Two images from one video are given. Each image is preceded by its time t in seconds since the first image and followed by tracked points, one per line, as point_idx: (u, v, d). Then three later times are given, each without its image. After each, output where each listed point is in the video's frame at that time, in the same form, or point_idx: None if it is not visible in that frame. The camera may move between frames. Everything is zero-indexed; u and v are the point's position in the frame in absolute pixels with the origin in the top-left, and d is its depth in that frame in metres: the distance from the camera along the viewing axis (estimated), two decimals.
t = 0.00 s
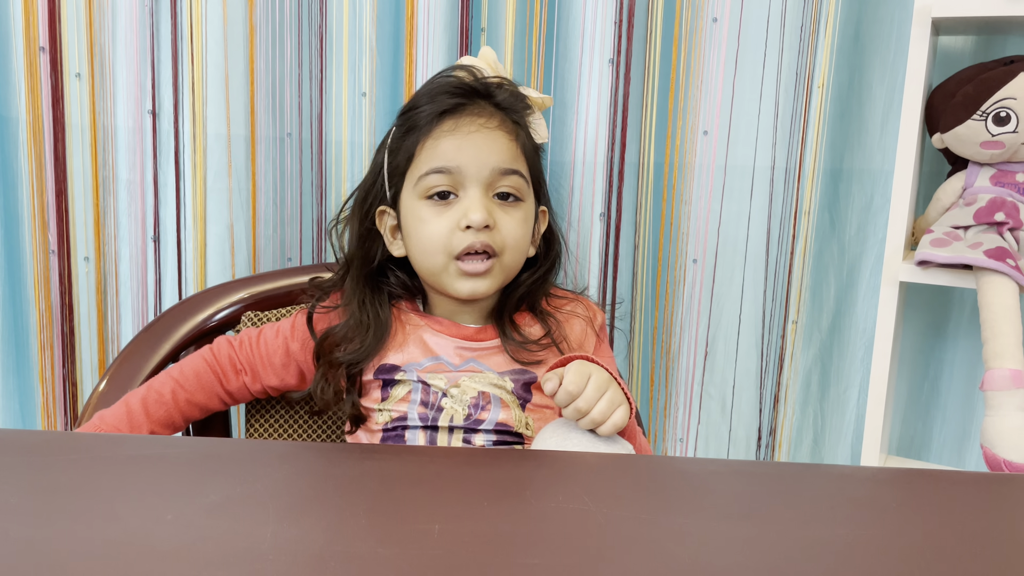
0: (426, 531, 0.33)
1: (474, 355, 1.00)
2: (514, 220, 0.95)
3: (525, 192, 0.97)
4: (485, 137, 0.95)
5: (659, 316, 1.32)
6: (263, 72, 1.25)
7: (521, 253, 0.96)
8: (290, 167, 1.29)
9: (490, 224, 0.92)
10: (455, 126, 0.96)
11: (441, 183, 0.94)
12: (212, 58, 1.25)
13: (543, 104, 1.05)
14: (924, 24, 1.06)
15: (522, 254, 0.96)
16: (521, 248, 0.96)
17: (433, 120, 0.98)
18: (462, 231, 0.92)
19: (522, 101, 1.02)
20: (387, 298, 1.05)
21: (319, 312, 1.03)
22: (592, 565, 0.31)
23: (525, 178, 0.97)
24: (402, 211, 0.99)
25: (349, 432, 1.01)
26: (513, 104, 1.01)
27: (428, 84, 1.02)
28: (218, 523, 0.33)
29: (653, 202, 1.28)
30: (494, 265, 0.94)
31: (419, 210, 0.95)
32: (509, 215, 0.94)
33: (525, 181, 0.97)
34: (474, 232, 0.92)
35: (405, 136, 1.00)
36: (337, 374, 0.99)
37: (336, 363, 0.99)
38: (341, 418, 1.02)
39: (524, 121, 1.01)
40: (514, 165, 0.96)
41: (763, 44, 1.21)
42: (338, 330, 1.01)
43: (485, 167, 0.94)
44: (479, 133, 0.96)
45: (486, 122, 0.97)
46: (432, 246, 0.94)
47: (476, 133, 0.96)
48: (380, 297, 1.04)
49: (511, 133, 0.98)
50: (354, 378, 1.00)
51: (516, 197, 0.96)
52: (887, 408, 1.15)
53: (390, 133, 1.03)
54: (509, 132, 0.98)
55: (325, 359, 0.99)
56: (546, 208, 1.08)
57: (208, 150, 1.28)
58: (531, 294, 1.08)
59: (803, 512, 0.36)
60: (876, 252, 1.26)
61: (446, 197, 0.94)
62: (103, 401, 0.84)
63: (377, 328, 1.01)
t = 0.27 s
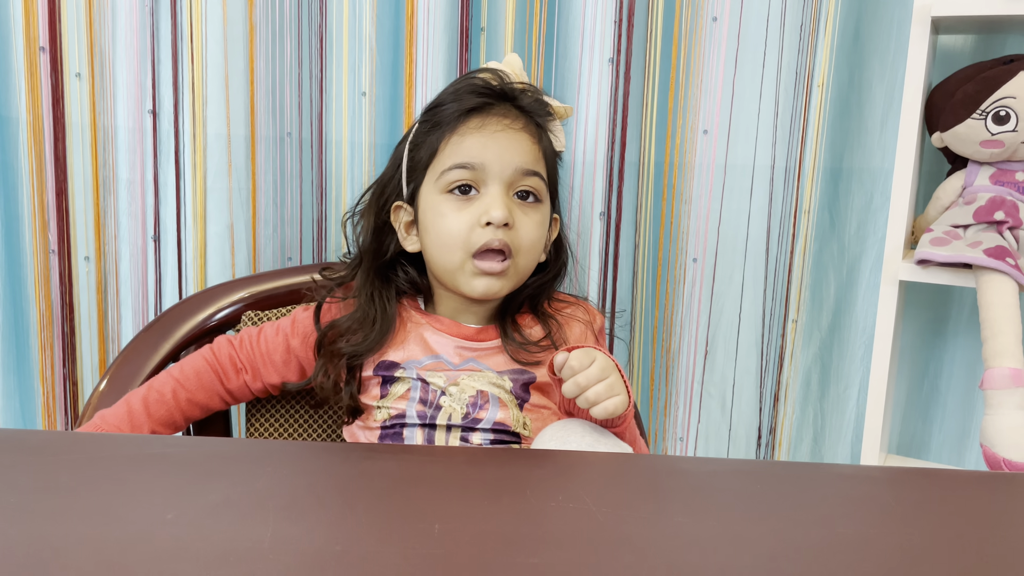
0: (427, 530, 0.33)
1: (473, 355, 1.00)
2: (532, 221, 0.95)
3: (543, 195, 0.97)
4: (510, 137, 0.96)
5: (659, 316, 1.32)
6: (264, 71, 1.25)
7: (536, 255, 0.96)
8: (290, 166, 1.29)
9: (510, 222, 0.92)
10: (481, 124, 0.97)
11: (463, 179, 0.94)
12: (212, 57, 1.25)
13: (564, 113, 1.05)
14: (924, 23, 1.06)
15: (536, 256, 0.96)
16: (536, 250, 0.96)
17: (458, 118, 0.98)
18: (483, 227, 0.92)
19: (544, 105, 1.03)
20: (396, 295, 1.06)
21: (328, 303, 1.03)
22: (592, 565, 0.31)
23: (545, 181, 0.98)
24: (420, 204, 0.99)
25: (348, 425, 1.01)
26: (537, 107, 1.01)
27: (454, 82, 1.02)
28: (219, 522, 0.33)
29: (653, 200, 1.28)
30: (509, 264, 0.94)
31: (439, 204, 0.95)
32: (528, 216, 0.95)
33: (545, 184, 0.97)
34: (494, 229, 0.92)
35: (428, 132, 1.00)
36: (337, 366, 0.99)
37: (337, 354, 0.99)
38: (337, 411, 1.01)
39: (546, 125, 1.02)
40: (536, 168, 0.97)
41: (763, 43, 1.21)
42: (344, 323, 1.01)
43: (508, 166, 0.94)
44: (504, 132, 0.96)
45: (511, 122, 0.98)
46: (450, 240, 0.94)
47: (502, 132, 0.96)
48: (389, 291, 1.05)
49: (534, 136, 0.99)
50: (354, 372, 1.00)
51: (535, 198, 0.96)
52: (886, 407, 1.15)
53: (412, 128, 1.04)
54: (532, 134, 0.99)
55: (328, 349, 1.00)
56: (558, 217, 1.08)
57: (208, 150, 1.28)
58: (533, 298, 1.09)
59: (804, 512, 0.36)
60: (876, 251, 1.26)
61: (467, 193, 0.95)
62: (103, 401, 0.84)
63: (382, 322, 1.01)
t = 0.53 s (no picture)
0: (427, 528, 0.33)
1: (473, 353, 1.00)
2: (534, 217, 0.95)
3: (546, 191, 0.97)
4: (513, 133, 0.96)
5: (660, 315, 1.32)
6: (264, 70, 1.25)
7: (538, 251, 0.96)
8: (290, 165, 1.29)
9: (511, 218, 0.92)
10: (484, 120, 0.97)
11: (464, 174, 0.95)
12: (212, 55, 1.25)
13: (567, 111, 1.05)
14: (925, 20, 1.05)
15: (538, 252, 0.96)
16: (538, 246, 0.95)
17: (460, 113, 0.98)
18: (484, 222, 0.92)
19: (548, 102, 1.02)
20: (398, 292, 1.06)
21: (331, 298, 1.03)
22: (593, 563, 0.31)
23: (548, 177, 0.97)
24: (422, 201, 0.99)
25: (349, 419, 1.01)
26: (541, 105, 1.01)
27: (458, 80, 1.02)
28: (219, 520, 0.33)
29: (654, 198, 1.28)
30: (511, 260, 0.94)
31: (441, 199, 0.95)
32: (530, 212, 0.94)
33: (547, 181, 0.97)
34: (495, 224, 0.92)
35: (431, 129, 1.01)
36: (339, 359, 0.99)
37: (340, 346, 0.99)
38: (340, 406, 1.00)
39: (549, 121, 1.01)
40: (538, 164, 0.96)
41: (764, 40, 1.21)
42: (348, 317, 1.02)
43: (510, 161, 0.94)
44: (506, 128, 0.96)
45: (514, 118, 0.98)
46: (451, 235, 0.94)
47: (505, 128, 0.96)
48: (392, 287, 1.06)
49: (537, 132, 0.99)
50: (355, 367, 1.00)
51: (538, 194, 0.96)
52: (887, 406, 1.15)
53: (417, 125, 1.04)
54: (535, 130, 0.98)
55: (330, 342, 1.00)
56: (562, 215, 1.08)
57: (208, 149, 1.28)
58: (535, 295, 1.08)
59: (806, 509, 0.36)
60: (877, 249, 1.26)
61: (469, 188, 0.95)
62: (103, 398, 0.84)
63: (385, 316, 1.02)
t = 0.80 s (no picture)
0: (428, 526, 0.33)
1: (472, 350, 1.00)
2: (524, 229, 0.95)
3: (535, 200, 0.97)
4: (500, 149, 0.95)
5: (660, 313, 1.32)
6: (264, 68, 1.25)
7: (528, 260, 0.97)
8: (290, 163, 1.29)
9: (502, 237, 0.92)
10: (472, 135, 0.95)
11: (453, 190, 0.94)
12: (212, 53, 1.24)
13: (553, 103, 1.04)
14: (926, 17, 1.05)
15: (529, 260, 0.97)
16: (529, 256, 0.96)
17: (446, 127, 0.96)
18: (475, 243, 0.92)
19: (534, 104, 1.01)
20: (396, 287, 1.05)
21: (324, 299, 1.03)
22: (594, 561, 0.31)
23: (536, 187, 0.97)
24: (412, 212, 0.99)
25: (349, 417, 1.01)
26: (529, 112, 1.00)
27: (441, 87, 0.99)
28: (220, 518, 0.33)
29: (654, 196, 1.27)
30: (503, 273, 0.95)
31: (431, 216, 0.95)
32: (519, 225, 0.95)
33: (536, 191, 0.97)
34: (486, 246, 0.92)
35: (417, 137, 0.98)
36: (339, 357, 0.99)
37: (339, 346, 0.99)
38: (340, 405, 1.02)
39: (536, 129, 1.00)
40: (526, 175, 0.96)
41: (764, 37, 1.21)
42: (344, 314, 1.01)
43: (499, 178, 0.94)
44: (494, 144, 0.95)
45: (502, 132, 0.96)
46: (443, 254, 0.94)
47: (493, 143, 0.95)
48: (388, 284, 1.05)
49: (525, 142, 0.97)
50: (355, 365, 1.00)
51: (527, 204, 0.96)
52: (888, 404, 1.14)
53: (400, 129, 1.02)
54: (523, 141, 0.97)
55: (330, 341, 1.00)
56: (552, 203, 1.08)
57: (208, 147, 1.28)
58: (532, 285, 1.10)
59: (807, 507, 0.36)
60: (878, 246, 1.26)
61: (459, 205, 0.94)
62: (104, 395, 0.84)
63: (382, 314, 1.01)
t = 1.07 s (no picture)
0: (427, 524, 0.33)
1: (467, 350, 1.00)
2: (526, 219, 0.96)
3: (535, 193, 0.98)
4: (505, 139, 0.95)
5: (660, 312, 1.32)
6: (264, 66, 1.25)
7: (530, 252, 0.98)
8: (290, 161, 1.29)
9: (508, 225, 0.93)
10: (478, 125, 0.96)
11: (459, 180, 0.94)
12: (212, 51, 1.24)
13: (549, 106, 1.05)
14: (927, 15, 1.05)
15: (531, 252, 0.98)
16: (531, 247, 0.97)
17: (450, 118, 0.96)
18: (482, 231, 0.92)
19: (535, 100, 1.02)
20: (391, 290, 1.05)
21: (321, 301, 1.03)
22: (593, 559, 0.31)
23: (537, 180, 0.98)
24: (413, 203, 0.98)
25: (347, 419, 1.02)
26: (531, 105, 1.01)
27: (442, 80, 1.00)
28: (220, 516, 0.33)
29: (655, 193, 1.27)
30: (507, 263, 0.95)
31: (435, 205, 0.95)
32: (522, 215, 0.96)
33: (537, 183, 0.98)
34: (493, 234, 0.92)
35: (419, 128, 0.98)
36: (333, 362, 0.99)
37: (334, 351, 0.99)
38: (337, 406, 1.01)
39: (536, 122, 1.02)
40: (529, 167, 0.97)
41: (765, 35, 1.21)
42: (341, 319, 1.01)
43: (504, 168, 0.94)
44: (499, 134, 0.95)
45: (506, 123, 0.97)
46: (448, 242, 0.94)
47: (497, 134, 0.95)
48: (384, 286, 1.05)
49: (527, 135, 0.98)
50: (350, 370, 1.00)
51: (528, 197, 0.97)
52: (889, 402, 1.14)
53: (400, 121, 1.01)
54: (526, 134, 0.98)
55: (325, 346, 1.00)
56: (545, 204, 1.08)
57: (209, 145, 1.28)
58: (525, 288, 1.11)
59: (806, 505, 0.36)
60: (879, 244, 1.26)
61: (464, 194, 0.94)
62: (105, 393, 0.84)
63: (378, 319, 1.01)
